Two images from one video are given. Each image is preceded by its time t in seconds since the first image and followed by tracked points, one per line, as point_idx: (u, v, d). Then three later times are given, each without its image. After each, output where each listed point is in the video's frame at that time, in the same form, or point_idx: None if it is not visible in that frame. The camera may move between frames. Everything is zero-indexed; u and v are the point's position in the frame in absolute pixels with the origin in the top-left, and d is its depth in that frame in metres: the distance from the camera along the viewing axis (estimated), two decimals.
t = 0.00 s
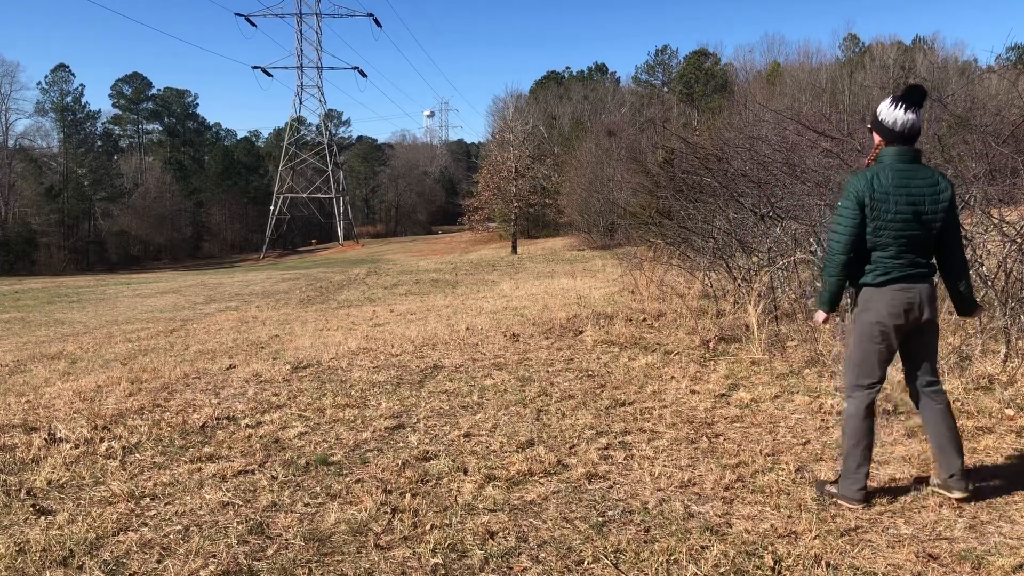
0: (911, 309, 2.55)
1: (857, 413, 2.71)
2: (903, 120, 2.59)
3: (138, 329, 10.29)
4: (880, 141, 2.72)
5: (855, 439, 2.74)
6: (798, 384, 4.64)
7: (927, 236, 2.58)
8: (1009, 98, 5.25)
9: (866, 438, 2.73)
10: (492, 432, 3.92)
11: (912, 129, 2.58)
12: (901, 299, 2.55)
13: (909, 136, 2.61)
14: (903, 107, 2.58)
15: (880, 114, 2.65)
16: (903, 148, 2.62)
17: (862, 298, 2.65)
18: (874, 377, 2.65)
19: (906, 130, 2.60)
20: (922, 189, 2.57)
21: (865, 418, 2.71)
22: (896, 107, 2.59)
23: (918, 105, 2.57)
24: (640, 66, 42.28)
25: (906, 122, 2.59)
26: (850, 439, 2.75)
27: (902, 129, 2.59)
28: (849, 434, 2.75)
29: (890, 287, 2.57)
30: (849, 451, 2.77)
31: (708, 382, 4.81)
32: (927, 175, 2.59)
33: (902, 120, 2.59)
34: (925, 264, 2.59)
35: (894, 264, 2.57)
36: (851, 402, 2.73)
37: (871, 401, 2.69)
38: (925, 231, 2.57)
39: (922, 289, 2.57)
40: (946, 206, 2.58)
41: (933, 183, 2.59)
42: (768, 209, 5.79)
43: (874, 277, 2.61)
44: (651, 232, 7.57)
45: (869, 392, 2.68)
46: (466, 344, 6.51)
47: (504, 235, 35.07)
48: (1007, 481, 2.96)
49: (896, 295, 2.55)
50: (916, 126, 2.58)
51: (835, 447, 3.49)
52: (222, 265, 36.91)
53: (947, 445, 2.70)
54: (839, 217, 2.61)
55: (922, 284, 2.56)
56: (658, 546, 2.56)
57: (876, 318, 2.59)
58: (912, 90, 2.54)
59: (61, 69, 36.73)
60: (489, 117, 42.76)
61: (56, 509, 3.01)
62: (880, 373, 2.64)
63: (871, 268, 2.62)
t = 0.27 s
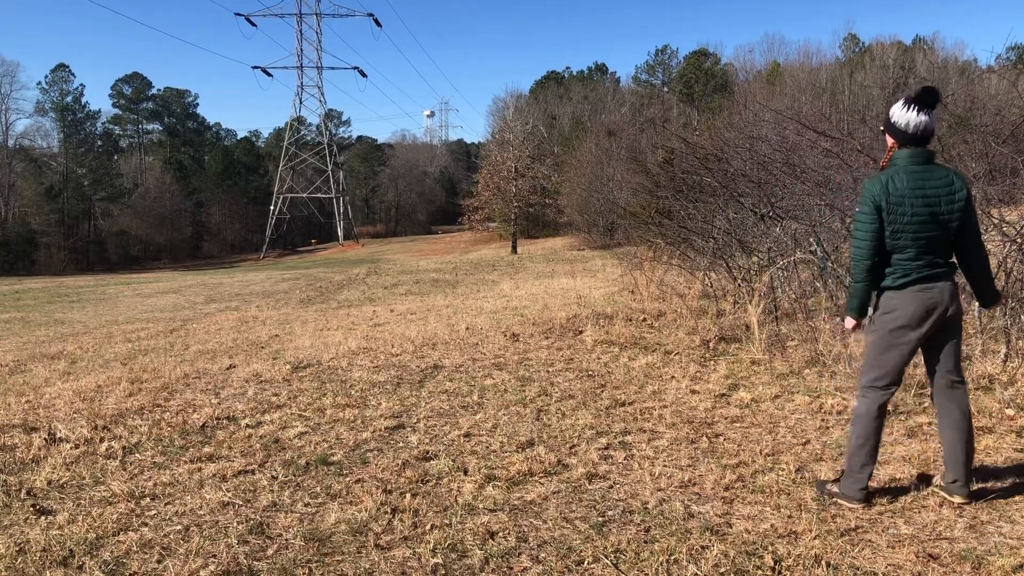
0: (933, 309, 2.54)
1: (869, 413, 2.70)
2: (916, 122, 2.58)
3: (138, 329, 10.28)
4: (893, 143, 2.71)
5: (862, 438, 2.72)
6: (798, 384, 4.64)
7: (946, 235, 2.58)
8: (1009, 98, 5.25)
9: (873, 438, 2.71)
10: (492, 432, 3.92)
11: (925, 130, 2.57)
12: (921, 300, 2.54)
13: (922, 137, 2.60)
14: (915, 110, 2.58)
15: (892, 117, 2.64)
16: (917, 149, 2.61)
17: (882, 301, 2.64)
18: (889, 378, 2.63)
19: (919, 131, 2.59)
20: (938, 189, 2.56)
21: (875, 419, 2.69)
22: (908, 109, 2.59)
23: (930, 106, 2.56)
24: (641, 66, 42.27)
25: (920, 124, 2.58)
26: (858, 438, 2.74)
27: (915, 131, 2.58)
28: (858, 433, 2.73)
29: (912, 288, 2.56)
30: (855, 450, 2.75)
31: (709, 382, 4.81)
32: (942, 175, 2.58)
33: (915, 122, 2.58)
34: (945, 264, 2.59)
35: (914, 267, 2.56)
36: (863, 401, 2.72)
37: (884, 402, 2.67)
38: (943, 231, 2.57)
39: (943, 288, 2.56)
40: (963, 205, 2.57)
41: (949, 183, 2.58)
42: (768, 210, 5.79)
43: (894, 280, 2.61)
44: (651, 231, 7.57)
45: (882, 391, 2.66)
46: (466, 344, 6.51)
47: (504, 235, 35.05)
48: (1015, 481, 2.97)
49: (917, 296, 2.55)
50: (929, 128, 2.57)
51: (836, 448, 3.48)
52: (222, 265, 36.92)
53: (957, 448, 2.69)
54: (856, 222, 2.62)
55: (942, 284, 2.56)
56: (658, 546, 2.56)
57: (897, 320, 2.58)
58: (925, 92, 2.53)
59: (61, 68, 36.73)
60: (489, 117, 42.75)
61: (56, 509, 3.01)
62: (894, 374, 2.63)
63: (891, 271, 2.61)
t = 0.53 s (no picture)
0: (940, 311, 2.54)
1: (874, 413, 2.70)
2: (922, 122, 2.59)
3: (138, 329, 10.28)
4: (899, 144, 2.71)
5: (865, 439, 2.72)
6: (798, 384, 4.64)
7: (952, 236, 2.57)
8: (1009, 98, 5.25)
9: (876, 439, 2.70)
10: (492, 432, 3.92)
11: (932, 131, 2.57)
12: (928, 301, 2.54)
13: (929, 138, 2.60)
14: (921, 110, 2.58)
15: (898, 118, 2.65)
16: (923, 149, 2.61)
17: (888, 302, 2.64)
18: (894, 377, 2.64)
19: (925, 132, 2.59)
20: (944, 189, 2.55)
21: (879, 420, 2.69)
22: (915, 110, 2.59)
23: (937, 107, 2.56)
24: (641, 66, 42.26)
25: (926, 125, 2.58)
26: (861, 439, 2.73)
27: (922, 132, 2.58)
28: (861, 434, 2.73)
29: (917, 290, 2.56)
30: (856, 451, 2.75)
31: (708, 382, 4.81)
32: (949, 175, 2.58)
33: (921, 123, 2.58)
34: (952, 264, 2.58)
35: (919, 267, 2.56)
36: (867, 401, 2.72)
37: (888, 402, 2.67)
38: (950, 231, 2.56)
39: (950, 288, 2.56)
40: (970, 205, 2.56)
41: (956, 183, 2.57)
42: (768, 210, 5.79)
43: (899, 281, 2.61)
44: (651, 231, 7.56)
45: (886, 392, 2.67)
46: (466, 344, 6.51)
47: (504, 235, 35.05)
48: (1017, 481, 2.97)
49: (922, 298, 2.55)
50: (935, 129, 2.58)
51: (836, 447, 3.49)
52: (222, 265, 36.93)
53: (959, 450, 2.69)
54: (861, 223, 2.62)
55: (949, 284, 2.56)
56: (658, 546, 2.56)
57: (903, 321, 2.59)
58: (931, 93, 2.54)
59: (61, 68, 36.73)
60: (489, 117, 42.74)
61: (55, 509, 3.01)
62: (899, 375, 2.63)
63: (896, 272, 2.61)
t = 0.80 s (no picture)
0: (943, 312, 2.55)
1: (876, 413, 2.69)
2: (925, 123, 2.59)
3: (138, 329, 10.30)
4: (902, 145, 2.71)
5: (867, 439, 2.71)
6: (798, 384, 4.64)
7: (956, 237, 2.58)
8: (1009, 99, 5.26)
9: (877, 439, 2.70)
10: (492, 432, 3.92)
11: (935, 132, 2.57)
12: (932, 302, 2.55)
13: (932, 139, 2.60)
14: (924, 111, 2.58)
15: (902, 118, 2.64)
16: (926, 150, 2.62)
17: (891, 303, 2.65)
18: (897, 378, 2.64)
19: (929, 133, 2.59)
20: (948, 190, 2.56)
21: (881, 421, 2.68)
22: (918, 111, 2.59)
23: (940, 107, 2.56)
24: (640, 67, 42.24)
25: (930, 126, 2.58)
26: (863, 439, 2.73)
27: (925, 132, 2.58)
28: (863, 434, 2.73)
29: (922, 291, 2.57)
30: (858, 451, 2.75)
31: (708, 382, 4.81)
32: (951, 176, 2.58)
33: (925, 124, 2.58)
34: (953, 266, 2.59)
35: (923, 268, 2.56)
36: (870, 401, 2.72)
37: (891, 403, 2.67)
38: (954, 232, 2.57)
39: (952, 290, 2.57)
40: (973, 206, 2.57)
41: (958, 184, 2.58)
42: (768, 210, 5.80)
43: (904, 282, 2.61)
44: (651, 232, 7.55)
45: (889, 393, 2.66)
46: (466, 344, 6.51)
47: (504, 236, 35.04)
48: (1018, 482, 2.97)
49: (926, 299, 2.55)
50: (938, 130, 2.57)
51: (836, 447, 3.49)
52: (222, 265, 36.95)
53: (960, 451, 2.70)
54: (864, 222, 2.61)
55: (952, 286, 2.57)
56: (658, 546, 2.57)
57: (907, 322, 2.59)
58: (934, 93, 2.53)
59: (61, 69, 36.72)
60: (489, 117, 42.72)
61: (56, 509, 3.01)
62: (902, 375, 2.63)
63: (900, 273, 2.61)
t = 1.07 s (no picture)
0: (945, 312, 2.55)
1: (877, 413, 2.69)
2: (926, 123, 2.58)
3: (138, 329, 10.29)
4: (903, 145, 2.70)
5: (868, 439, 2.71)
6: (798, 384, 4.64)
7: (956, 237, 2.58)
8: (1009, 98, 5.26)
9: (878, 439, 2.70)
10: (492, 432, 3.92)
11: (935, 132, 2.57)
12: (934, 302, 2.55)
13: (932, 138, 2.60)
14: (925, 111, 2.58)
15: (903, 118, 2.64)
16: (927, 150, 2.61)
17: (894, 303, 2.64)
18: (899, 378, 2.63)
19: (929, 133, 2.59)
20: (950, 190, 2.56)
21: (883, 421, 2.68)
22: (919, 111, 2.59)
23: (941, 107, 2.56)
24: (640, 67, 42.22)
25: (931, 125, 2.58)
26: (864, 439, 2.72)
27: (925, 133, 2.58)
28: (863, 434, 2.72)
29: (924, 291, 2.56)
30: (859, 450, 2.75)
31: (708, 382, 4.81)
32: (951, 176, 2.58)
33: (926, 124, 2.58)
34: (954, 266, 2.60)
35: (926, 268, 2.56)
36: (871, 401, 2.71)
37: (892, 403, 2.67)
38: (955, 233, 2.57)
39: (954, 290, 2.58)
40: (972, 207, 2.59)
41: (959, 184, 2.58)
42: (768, 210, 5.79)
43: (906, 282, 2.60)
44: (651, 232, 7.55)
45: (890, 394, 2.66)
46: (466, 344, 6.51)
47: (504, 236, 35.03)
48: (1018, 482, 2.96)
49: (928, 299, 2.55)
50: (938, 130, 2.58)
51: (835, 448, 3.49)
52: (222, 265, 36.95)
53: (960, 451, 2.70)
54: (867, 221, 2.59)
55: (954, 286, 2.57)
56: (658, 546, 2.56)
57: (909, 322, 2.58)
58: (935, 93, 2.53)
59: (61, 68, 36.72)
60: (489, 117, 42.69)
61: (55, 509, 3.01)
62: (903, 375, 2.63)
63: (902, 273, 2.61)
